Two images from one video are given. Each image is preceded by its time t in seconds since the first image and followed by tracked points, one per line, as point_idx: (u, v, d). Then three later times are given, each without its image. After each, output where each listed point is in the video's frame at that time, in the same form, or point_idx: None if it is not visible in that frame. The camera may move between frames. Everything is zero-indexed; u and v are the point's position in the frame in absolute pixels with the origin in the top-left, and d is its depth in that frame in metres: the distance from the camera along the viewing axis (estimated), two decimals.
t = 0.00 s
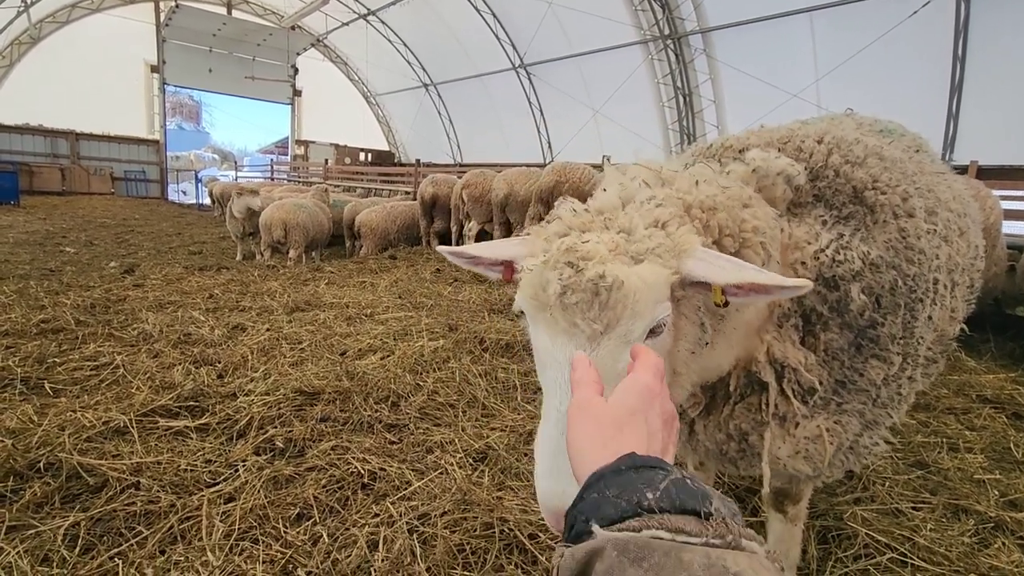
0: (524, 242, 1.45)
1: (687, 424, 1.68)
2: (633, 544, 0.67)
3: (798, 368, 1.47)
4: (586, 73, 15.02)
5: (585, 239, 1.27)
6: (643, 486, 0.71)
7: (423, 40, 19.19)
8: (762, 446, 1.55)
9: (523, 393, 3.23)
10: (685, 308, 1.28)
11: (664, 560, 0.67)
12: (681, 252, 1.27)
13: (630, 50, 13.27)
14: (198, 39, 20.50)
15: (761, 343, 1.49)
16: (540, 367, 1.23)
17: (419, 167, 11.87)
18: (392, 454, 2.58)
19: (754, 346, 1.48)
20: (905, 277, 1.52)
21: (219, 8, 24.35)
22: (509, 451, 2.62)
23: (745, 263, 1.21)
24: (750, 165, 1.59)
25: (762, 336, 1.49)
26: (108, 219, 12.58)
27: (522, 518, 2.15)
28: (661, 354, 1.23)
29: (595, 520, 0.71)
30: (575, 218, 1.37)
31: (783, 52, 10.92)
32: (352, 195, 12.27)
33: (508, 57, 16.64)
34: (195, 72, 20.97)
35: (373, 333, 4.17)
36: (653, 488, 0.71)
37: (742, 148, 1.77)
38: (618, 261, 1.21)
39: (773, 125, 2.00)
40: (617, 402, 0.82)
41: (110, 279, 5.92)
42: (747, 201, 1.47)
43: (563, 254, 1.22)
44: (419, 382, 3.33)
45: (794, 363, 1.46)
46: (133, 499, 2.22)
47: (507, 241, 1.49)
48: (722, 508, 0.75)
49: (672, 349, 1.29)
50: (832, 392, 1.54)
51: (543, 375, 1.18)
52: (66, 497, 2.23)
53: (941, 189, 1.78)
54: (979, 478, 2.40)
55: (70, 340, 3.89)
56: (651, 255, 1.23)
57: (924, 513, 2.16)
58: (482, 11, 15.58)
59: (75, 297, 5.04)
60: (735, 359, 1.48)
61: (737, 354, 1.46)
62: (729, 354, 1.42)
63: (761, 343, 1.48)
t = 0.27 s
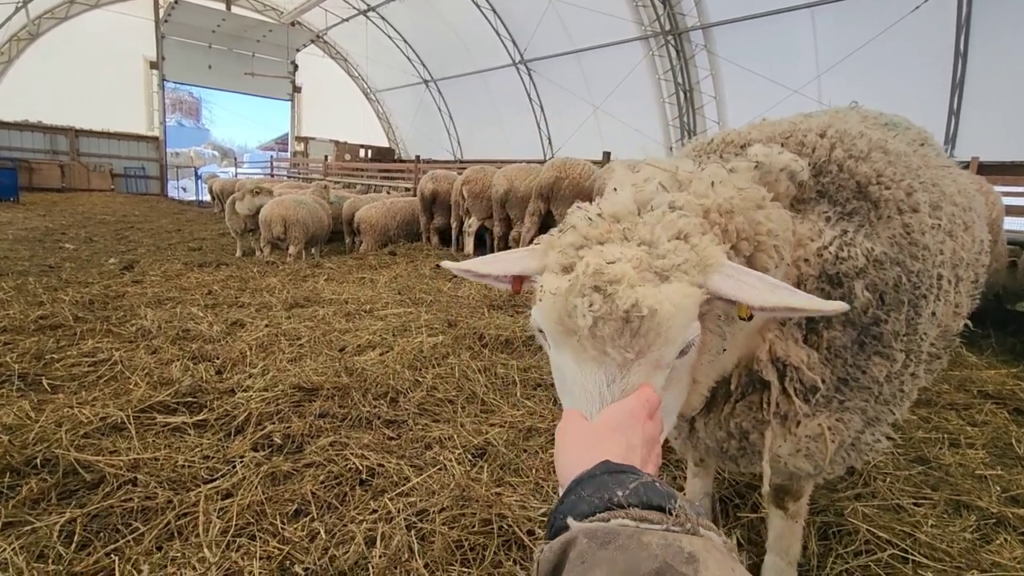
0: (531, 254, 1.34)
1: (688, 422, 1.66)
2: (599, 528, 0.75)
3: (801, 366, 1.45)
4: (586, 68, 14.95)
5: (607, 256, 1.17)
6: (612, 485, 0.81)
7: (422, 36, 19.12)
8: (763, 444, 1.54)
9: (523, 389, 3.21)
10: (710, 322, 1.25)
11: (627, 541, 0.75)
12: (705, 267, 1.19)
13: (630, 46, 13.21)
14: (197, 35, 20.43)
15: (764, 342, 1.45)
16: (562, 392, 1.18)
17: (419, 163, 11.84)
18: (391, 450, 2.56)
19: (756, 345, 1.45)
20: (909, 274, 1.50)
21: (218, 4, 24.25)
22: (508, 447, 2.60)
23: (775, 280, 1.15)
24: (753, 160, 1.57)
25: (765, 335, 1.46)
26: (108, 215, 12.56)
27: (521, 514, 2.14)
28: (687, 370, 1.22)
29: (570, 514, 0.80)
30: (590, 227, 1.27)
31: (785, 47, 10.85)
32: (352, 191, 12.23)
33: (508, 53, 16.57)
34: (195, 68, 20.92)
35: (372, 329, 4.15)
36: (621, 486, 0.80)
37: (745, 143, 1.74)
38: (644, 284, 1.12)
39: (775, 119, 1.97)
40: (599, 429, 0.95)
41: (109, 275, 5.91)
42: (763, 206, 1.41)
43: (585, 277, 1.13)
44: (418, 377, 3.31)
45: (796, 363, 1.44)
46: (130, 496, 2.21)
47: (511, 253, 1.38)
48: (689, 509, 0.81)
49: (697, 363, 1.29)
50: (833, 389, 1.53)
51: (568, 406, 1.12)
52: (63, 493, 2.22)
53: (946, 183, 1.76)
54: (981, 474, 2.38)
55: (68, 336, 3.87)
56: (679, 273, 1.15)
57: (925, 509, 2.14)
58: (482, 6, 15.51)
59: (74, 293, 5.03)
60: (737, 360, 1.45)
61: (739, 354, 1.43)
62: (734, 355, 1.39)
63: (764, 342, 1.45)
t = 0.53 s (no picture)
0: (546, 275, 1.34)
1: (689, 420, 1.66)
2: (636, 526, 0.73)
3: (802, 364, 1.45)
4: (586, 66, 14.92)
5: (629, 277, 1.16)
6: (648, 484, 0.78)
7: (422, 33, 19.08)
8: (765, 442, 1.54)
9: (523, 386, 3.22)
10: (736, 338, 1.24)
11: (663, 538, 0.73)
12: (726, 286, 1.19)
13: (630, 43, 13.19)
14: (196, 32, 20.38)
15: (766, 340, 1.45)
16: (581, 417, 1.19)
17: (418, 161, 11.82)
18: (392, 447, 2.56)
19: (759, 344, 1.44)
20: (910, 271, 1.51)
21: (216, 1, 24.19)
22: (508, 444, 2.61)
23: (798, 299, 1.14)
24: (756, 159, 1.57)
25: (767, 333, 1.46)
26: (107, 213, 12.54)
27: (522, 511, 2.14)
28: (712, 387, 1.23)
29: (606, 513, 0.78)
30: (607, 247, 1.25)
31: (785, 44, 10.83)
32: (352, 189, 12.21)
33: (508, 51, 16.55)
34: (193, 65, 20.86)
35: (372, 326, 4.15)
36: (657, 485, 0.77)
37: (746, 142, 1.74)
38: (671, 309, 1.11)
39: (776, 116, 1.97)
40: (637, 431, 0.90)
41: (109, 272, 5.90)
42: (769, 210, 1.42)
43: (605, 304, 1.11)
44: (419, 374, 3.31)
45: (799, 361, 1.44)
46: (131, 492, 2.21)
47: (521, 272, 1.36)
48: (724, 507, 0.79)
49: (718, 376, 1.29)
50: (835, 386, 1.53)
51: (589, 434, 1.14)
52: (63, 490, 2.22)
53: (948, 180, 1.76)
54: (981, 472, 2.39)
55: (68, 333, 3.87)
56: (703, 296, 1.15)
57: (925, 506, 2.15)
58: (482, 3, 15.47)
59: (73, 290, 5.02)
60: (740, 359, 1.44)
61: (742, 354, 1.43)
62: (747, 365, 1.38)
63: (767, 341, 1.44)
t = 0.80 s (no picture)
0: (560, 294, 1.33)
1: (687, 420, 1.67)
2: (653, 537, 0.77)
3: (799, 364, 1.46)
4: (586, 64, 14.90)
5: (643, 300, 1.16)
6: (665, 499, 0.83)
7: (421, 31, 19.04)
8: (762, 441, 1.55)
9: (522, 385, 3.22)
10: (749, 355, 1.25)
11: (679, 550, 0.75)
12: (742, 307, 1.20)
13: (630, 41, 13.17)
14: (194, 30, 20.31)
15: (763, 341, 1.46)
16: (597, 441, 1.22)
17: (417, 159, 11.80)
18: (391, 445, 2.57)
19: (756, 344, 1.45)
20: (906, 271, 1.52)
21: None
22: (507, 443, 2.61)
23: (816, 321, 1.15)
24: (753, 160, 1.57)
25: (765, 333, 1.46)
26: (106, 211, 12.52)
27: (520, 509, 2.15)
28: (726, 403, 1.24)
29: (625, 526, 0.81)
30: (619, 267, 1.25)
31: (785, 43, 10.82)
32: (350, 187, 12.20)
33: (507, 49, 16.52)
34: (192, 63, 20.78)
35: (371, 325, 4.15)
36: (674, 500, 0.82)
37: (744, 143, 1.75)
38: (689, 336, 1.12)
39: (773, 116, 1.97)
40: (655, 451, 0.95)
41: (108, 271, 5.90)
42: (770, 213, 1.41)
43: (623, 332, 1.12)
44: (418, 373, 3.32)
45: (796, 361, 1.44)
46: (130, 490, 2.22)
47: (530, 291, 1.37)
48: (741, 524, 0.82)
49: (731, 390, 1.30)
50: (831, 385, 1.54)
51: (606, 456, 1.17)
52: (63, 488, 2.22)
53: (944, 179, 1.76)
54: (977, 470, 2.40)
55: (67, 331, 3.87)
56: (720, 319, 1.16)
57: (921, 504, 2.16)
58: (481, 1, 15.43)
59: (72, 288, 5.02)
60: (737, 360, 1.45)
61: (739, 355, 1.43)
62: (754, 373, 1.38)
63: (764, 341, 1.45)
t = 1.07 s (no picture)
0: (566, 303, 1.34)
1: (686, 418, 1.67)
2: (661, 532, 0.77)
3: (798, 363, 1.46)
4: (585, 62, 14.88)
5: (654, 308, 1.16)
6: (674, 496, 0.83)
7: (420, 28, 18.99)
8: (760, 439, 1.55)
9: (521, 382, 3.23)
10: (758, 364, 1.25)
11: (688, 544, 0.76)
12: (751, 314, 1.21)
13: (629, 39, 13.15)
14: (193, 27, 20.24)
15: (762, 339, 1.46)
16: (607, 447, 1.23)
17: (416, 157, 11.78)
18: (390, 443, 2.58)
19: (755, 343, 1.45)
20: (904, 270, 1.53)
21: None
22: (506, 440, 2.62)
23: (825, 326, 1.14)
24: (752, 161, 1.57)
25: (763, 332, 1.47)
26: (104, 208, 12.49)
27: (519, 506, 2.16)
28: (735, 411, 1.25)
29: (635, 522, 0.82)
30: (630, 276, 1.25)
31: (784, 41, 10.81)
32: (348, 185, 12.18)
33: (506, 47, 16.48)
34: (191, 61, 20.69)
35: (370, 323, 4.16)
36: (682, 496, 0.82)
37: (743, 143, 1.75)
38: (699, 345, 1.12)
39: (772, 115, 1.98)
40: (659, 455, 0.96)
41: (106, 268, 5.88)
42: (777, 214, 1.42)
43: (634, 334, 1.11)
44: (417, 371, 3.33)
45: (797, 361, 1.44)
46: (130, 487, 2.22)
47: (538, 296, 1.37)
48: (750, 517, 0.81)
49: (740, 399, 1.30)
50: (829, 384, 1.55)
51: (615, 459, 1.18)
52: (62, 486, 2.22)
53: (941, 178, 1.77)
54: (973, 467, 2.41)
55: (65, 329, 3.87)
56: (727, 327, 1.16)
57: (918, 501, 2.17)
58: None
59: (70, 286, 5.01)
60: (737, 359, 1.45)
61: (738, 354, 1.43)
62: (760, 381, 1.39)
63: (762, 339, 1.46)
